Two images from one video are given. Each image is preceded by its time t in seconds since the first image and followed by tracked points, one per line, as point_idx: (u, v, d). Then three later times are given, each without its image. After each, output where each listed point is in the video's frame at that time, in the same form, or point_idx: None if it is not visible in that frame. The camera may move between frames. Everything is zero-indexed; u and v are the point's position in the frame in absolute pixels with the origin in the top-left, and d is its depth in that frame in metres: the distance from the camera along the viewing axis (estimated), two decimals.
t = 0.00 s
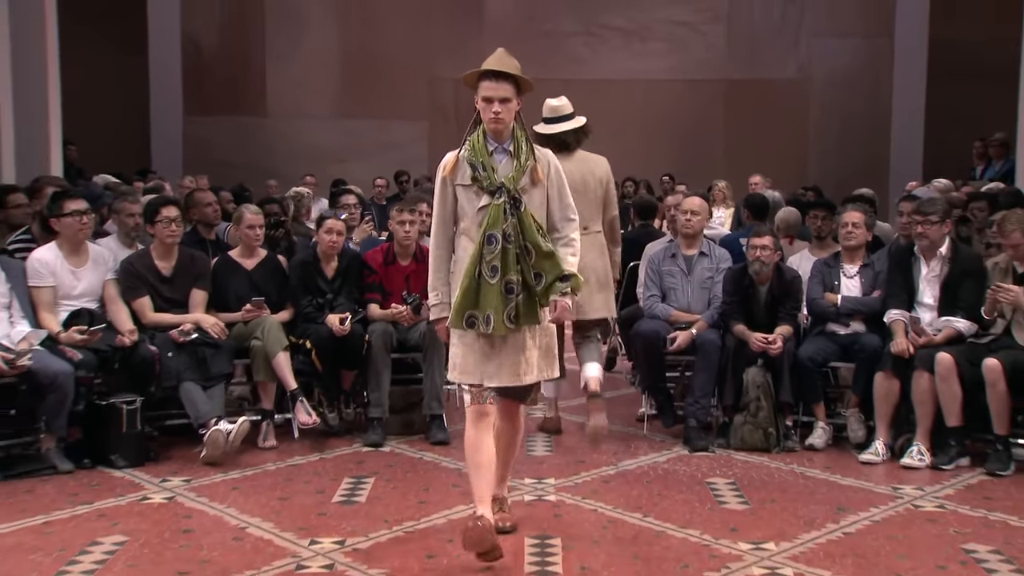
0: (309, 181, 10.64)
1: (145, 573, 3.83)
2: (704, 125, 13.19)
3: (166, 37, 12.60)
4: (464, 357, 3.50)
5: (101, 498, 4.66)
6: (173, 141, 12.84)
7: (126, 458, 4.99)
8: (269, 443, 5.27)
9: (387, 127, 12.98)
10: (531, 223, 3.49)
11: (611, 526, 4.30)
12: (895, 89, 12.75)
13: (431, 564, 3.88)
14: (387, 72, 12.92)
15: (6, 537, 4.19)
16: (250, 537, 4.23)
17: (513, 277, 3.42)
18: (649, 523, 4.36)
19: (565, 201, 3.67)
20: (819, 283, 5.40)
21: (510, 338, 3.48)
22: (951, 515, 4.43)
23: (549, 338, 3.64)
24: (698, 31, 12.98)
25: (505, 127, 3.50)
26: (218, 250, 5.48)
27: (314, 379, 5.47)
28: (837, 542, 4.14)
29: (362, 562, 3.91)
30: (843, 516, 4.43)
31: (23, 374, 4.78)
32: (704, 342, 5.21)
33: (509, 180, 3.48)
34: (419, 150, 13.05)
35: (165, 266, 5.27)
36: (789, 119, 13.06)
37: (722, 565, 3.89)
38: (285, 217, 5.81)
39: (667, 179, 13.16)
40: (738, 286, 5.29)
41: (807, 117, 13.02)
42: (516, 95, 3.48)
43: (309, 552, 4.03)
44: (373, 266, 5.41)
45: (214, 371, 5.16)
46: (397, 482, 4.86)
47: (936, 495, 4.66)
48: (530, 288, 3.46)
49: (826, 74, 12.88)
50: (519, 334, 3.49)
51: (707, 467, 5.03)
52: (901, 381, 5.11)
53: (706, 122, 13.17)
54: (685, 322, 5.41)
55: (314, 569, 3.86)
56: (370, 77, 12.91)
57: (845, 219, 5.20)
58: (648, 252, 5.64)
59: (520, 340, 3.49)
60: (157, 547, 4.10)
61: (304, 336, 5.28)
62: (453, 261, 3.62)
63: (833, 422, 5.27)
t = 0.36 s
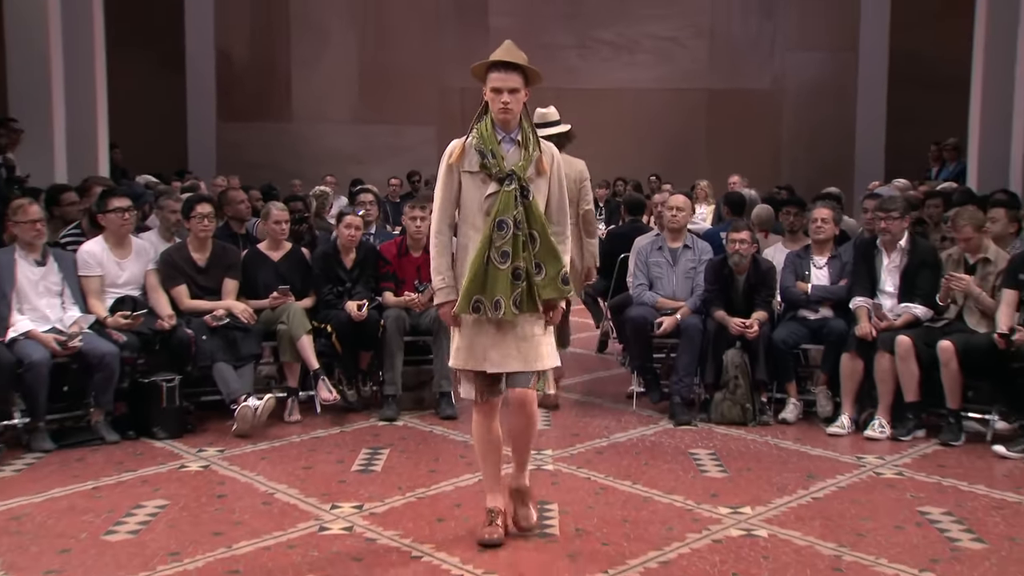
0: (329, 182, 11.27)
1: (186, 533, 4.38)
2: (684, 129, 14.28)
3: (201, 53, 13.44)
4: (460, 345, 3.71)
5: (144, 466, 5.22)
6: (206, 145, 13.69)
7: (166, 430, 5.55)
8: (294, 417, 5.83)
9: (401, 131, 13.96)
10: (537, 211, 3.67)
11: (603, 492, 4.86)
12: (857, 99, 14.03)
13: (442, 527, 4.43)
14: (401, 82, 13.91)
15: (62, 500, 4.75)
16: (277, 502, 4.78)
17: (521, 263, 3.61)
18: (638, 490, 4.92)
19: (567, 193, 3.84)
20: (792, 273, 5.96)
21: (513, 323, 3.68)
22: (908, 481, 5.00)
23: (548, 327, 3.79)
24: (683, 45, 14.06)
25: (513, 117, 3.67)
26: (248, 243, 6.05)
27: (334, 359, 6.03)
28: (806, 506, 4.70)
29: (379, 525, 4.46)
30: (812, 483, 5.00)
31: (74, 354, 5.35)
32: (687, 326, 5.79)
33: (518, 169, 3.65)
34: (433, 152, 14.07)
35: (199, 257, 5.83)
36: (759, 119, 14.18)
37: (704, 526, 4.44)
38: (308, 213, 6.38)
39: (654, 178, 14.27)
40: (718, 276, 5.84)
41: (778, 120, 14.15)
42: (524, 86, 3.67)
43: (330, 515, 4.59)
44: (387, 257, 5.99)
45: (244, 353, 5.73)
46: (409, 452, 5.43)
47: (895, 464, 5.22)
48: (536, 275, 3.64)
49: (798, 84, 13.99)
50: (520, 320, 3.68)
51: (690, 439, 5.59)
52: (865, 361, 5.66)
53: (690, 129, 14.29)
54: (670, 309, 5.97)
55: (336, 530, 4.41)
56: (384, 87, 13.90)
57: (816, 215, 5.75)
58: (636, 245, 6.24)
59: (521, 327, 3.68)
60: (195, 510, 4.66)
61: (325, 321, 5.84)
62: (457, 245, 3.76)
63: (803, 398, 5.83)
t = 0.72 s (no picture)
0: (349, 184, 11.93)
1: (221, 496, 5.00)
2: (668, 134, 15.03)
3: (234, 63, 14.69)
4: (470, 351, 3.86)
5: (183, 437, 5.84)
6: (238, 147, 14.91)
7: (202, 404, 6.17)
8: (316, 393, 6.46)
9: (413, 136, 14.97)
10: (548, 226, 3.78)
11: (595, 462, 5.48)
12: (825, 109, 14.63)
13: (451, 492, 5.05)
14: (413, 89, 14.94)
15: (110, 466, 5.38)
16: (301, 470, 5.40)
17: (533, 277, 3.72)
18: (626, 459, 5.55)
19: (577, 208, 3.93)
20: (766, 264, 6.62)
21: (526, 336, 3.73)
22: (869, 450, 5.62)
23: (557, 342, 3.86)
24: (667, 59, 14.85)
25: (527, 132, 3.75)
26: (275, 237, 6.72)
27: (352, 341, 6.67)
28: (777, 473, 5.32)
29: (393, 490, 5.08)
30: (783, 452, 5.63)
31: (120, 336, 5.97)
32: (671, 312, 6.43)
33: (530, 184, 3.74)
34: (438, 154, 15.02)
35: (231, 249, 6.47)
36: (733, 122, 14.86)
37: (686, 492, 5.05)
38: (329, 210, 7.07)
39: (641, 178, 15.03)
40: (700, 266, 6.47)
41: (756, 125, 14.76)
42: (538, 103, 3.73)
43: (349, 482, 5.20)
44: (401, 250, 6.61)
45: (271, 335, 6.37)
46: (420, 425, 6.06)
47: (858, 435, 5.84)
48: (547, 288, 3.74)
49: (771, 94, 14.67)
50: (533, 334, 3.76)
51: (674, 413, 6.22)
52: (831, 343, 6.29)
53: (674, 137, 15.02)
54: (656, 295, 6.62)
55: (355, 495, 5.01)
56: (399, 95, 14.95)
57: (788, 211, 6.43)
58: (625, 238, 6.86)
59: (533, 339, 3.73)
60: (228, 476, 5.28)
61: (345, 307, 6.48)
62: (469, 256, 3.89)
63: (775, 376, 6.49)
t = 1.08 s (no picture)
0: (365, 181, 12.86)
1: (251, 467, 5.61)
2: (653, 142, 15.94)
3: (262, 78, 15.45)
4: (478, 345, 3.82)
5: (217, 413, 6.49)
6: (266, 156, 15.74)
7: (233, 384, 6.84)
8: (336, 374, 7.15)
9: (421, 141, 15.74)
10: (552, 217, 3.79)
11: (589, 438, 6.12)
12: (795, 114, 15.60)
13: (458, 465, 5.66)
14: (422, 99, 15.74)
15: (153, 440, 6.01)
16: (323, 444, 6.03)
17: (539, 268, 3.76)
18: (616, 435, 6.19)
19: (582, 198, 3.95)
20: (743, 258, 7.33)
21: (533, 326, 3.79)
22: (835, 426, 6.27)
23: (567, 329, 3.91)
24: (654, 73, 15.80)
25: (528, 127, 3.75)
26: (299, 235, 7.43)
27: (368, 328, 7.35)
28: (752, 447, 5.95)
29: (406, 462, 5.69)
30: (759, 428, 6.28)
31: (160, 323, 6.64)
32: (658, 302, 7.11)
33: (533, 176, 3.75)
34: (446, 157, 15.84)
35: (259, 245, 7.16)
36: (712, 132, 15.87)
37: (671, 464, 5.68)
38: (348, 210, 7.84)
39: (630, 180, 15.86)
40: (684, 261, 7.15)
41: (732, 133, 15.75)
42: (537, 97, 3.74)
43: (366, 455, 5.82)
44: (412, 245, 7.34)
45: (295, 323, 7.02)
46: (429, 404, 6.72)
47: (825, 412, 6.50)
48: (554, 278, 3.79)
49: (749, 104, 15.65)
50: (543, 324, 3.82)
51: (660, 393, 6.89)
52: (802, 330, 6.96)
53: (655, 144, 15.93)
54: (644, 287, 7.31)
55: (371, 467, 5.63)
56: (411, 103, 15.74)
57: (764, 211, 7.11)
58: (616, 234, 7.58)
59: (541, 330, 3.81)
60: (256, 449, 5.91)
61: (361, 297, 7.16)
62: (476, 250, 3.92)
63: (752, 360, 7.18)
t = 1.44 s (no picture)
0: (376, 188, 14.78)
1: (274, 449, 5.96)
2: (643, 153, 17.46)
3: (284, 94, 17.12)
4: (479, 350, 3.90)
5: (243, 400, 7.01)
6: (287, 161, 17.34)
7: (258, 372, 7.46)
8: (351, 364, 7.80)
9: (430, 153, 17.32)
10: (548, 224, 3.93)
11: (584, 422, 6.57)
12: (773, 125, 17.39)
13: (463, 447, 5.98)
14: (431, 111, 17.28)
15: (185, 423, 6.46)
16: (340, 427, 6.41)
17: (536, 274, 3.88)
18: (608, 419, 6.64)
19: (575, 206, 4.11)
20: (724, 257, 8.05)
21: (532, 332, 3.90)
22: (806, 411, 6.76)
23: (564, 336, 4.03)
24: (642, 87, 17.30)
25: (523, 136, 3.90)
26: (317, 236, 8.10)
27: (380, 321, 8.03)
28: (731, 430, 6.36)
29: (416, 445, 6.01)
30: (738, 413, 6.74)
31: (191, 316, 7.27)
32: (646, 297, 7.75)
33: (529, 185, 3.89)
34: (453, 166, 17.41)
35: (281, 245, 7.84)
36: (696, 143, 17.46)
37: (657, 446, 6.03)
38: (363, 213, 8.60)
39: (622, 186, 17.39)
40: (670, 260, 7.80)
41: (712, 143, 17.40)
42: (531, 106, 3.88)
43: (379, 438, 6.16)
44: (421, 246, 8.04)
45: (314, 316, 7.67)
46: (437, 391, 7.25)
47: (798, 398, 7.03)
48: (549, 285, 3.91)
49: (728, 118, 17.32)
50: (540, 331, 3.92)
51: (648, 380, 7.49)
52: (778, 323, 7.60)
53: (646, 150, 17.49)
54: (634, 284, 7.97)
55: (383, 449, 5.94)
56: (420, 116, 17.31)
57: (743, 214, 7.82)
58: (608, 236, 8.24)
59: (540, 336, 3.92)
60: (280, 433, 6.30)
61: (375, 293, 7.87)
62: (473, 258, 4.03)
63: (733, 351, 7.83)
